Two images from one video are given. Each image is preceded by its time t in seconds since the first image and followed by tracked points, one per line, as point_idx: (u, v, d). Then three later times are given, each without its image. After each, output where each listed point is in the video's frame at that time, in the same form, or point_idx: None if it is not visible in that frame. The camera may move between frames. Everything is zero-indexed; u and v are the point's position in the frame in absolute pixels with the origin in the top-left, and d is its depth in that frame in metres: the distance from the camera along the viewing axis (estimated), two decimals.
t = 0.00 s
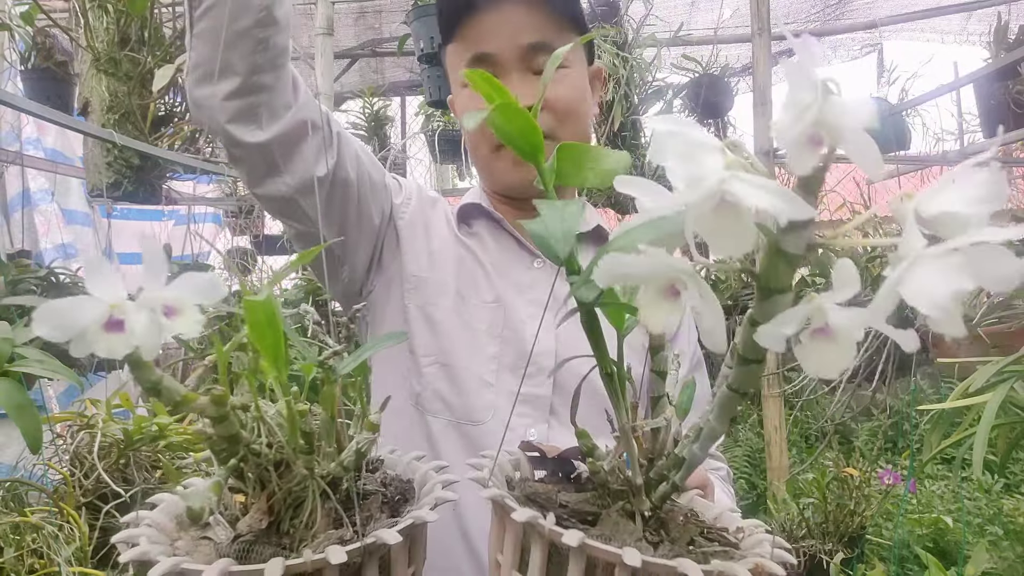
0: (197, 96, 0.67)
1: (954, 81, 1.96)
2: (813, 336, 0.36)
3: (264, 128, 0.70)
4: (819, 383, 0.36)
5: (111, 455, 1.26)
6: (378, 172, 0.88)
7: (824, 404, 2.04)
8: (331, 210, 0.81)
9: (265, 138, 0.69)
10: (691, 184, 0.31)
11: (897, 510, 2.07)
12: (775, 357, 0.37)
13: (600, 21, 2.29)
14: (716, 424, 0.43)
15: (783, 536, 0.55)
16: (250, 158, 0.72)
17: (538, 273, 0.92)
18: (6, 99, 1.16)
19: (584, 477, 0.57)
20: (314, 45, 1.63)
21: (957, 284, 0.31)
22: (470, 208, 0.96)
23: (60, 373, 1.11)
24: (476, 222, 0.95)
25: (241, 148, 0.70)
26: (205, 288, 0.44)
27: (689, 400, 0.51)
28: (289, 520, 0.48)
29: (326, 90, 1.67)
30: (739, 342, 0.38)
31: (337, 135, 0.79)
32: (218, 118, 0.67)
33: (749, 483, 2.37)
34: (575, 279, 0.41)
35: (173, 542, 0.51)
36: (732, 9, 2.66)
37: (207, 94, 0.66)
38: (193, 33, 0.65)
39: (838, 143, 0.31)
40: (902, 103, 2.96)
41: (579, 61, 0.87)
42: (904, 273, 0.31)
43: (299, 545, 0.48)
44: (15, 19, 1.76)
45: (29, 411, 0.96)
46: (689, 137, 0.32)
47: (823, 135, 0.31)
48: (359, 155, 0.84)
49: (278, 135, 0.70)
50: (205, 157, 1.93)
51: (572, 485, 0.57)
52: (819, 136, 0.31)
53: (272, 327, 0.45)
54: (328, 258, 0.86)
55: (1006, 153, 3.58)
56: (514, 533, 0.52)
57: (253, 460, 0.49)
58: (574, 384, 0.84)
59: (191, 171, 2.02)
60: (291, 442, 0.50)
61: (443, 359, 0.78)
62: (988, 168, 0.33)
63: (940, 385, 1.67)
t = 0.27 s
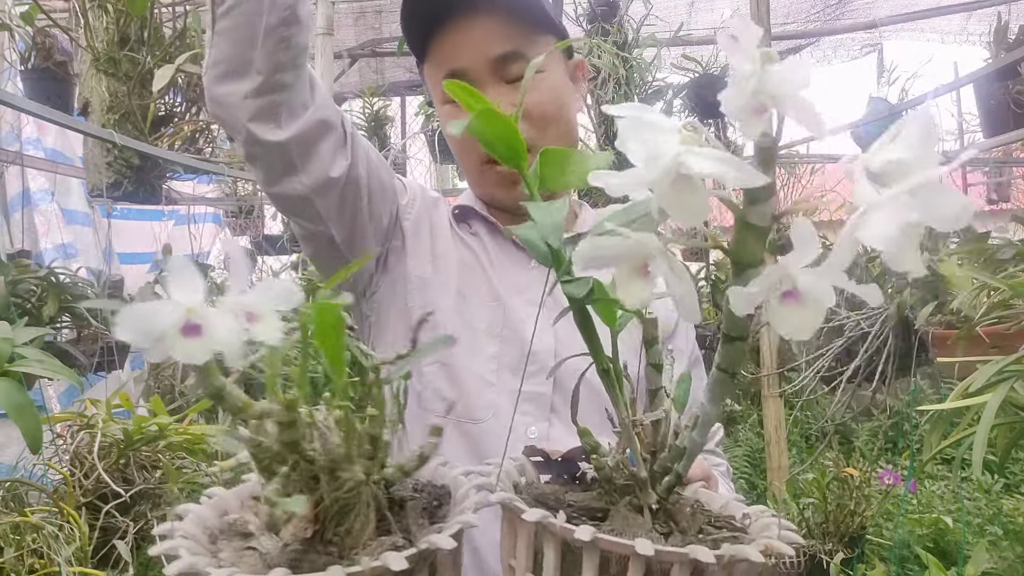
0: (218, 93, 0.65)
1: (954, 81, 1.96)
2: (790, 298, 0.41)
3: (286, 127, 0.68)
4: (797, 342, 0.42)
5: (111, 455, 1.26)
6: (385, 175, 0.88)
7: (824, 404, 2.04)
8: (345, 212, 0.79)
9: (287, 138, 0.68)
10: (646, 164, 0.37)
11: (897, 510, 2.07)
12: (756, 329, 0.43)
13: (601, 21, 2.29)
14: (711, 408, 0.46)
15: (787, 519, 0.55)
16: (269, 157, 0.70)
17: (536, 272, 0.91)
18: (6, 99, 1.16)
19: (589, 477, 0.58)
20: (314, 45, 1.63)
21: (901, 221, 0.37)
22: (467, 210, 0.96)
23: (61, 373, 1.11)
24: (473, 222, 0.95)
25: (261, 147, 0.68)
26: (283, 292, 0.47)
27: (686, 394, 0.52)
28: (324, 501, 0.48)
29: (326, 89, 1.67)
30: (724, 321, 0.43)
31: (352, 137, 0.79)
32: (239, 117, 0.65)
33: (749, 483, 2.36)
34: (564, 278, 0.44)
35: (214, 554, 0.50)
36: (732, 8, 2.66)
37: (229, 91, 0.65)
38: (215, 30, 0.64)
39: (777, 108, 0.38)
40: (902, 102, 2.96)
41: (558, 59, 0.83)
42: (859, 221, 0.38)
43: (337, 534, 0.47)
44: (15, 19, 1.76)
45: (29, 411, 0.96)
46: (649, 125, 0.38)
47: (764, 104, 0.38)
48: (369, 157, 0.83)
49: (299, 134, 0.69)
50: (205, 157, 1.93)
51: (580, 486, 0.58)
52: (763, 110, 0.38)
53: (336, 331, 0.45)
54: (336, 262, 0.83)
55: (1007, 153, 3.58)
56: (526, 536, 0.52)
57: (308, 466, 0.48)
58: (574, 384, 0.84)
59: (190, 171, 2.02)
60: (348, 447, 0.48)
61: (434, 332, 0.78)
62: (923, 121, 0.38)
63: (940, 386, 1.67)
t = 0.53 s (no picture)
0: (223, 97, 0.65)
1: (954, 81, 1.96)
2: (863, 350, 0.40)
3: (291, 131, 0.68)
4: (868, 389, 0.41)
5: (111, 455, 1.26)
6: (383, 176, 0.88)
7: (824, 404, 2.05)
8: (346, 214, 0.80)
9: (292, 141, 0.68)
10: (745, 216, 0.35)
11: (896, 510, 2.07)
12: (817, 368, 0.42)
13: (600, 21, 2.29)
14: (748, 428, 0.46)
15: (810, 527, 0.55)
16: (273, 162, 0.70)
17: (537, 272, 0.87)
18: (6, 99, 1.16)
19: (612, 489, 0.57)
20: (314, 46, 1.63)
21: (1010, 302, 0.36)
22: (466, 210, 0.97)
23: (60, 373, 1.11)
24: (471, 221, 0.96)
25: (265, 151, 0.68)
26: (382, 347, 0.39)
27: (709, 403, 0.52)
28: (363, 526, 0.42)
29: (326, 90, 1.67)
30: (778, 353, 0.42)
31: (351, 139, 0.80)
32: (244, 121, 0.65)
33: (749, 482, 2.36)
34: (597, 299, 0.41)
35: None
36: (731, 9, 2.66)
37: (234, 95, 0.64)
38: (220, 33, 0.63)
39: (879, 166, 0.36)
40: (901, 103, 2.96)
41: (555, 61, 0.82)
42: (953, 290, 0.37)
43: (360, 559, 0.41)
44: (15, 19, 1.76)
45: (29, 411, 0.96)
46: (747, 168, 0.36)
47: (866, 162, 0.36)
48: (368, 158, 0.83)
49: (303, 137, 0.70)
50: (205, 157, 1.92)
51: (603, 498, 0.56)
52: (859, 164, 0.36)
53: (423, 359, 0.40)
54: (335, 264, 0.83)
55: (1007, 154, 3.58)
56: (557, 556, 0.50)
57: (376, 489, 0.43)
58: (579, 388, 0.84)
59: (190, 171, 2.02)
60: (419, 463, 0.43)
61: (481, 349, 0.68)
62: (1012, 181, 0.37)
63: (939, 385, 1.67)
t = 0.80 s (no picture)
0: (225, 100, 0.65)
1: (954, 80, 1.96)
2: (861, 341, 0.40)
3: (292, 134, 0.69)
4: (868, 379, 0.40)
5: (110, 455, 1.26)
6: (386, 177, 0.87)
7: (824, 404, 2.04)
8: (348, 217, 0.79)
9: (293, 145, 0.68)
10: (746, 214, 0.35)
11: (896, 510, 2.07)
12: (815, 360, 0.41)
13: (600, 21, 2.29)
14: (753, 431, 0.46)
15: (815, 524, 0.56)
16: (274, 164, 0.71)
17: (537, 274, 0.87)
18: (5, 99, 1.16)
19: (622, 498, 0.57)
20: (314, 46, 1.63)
21: (996, 282, 0.35)
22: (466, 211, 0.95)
23: (60, 374, 1.11)
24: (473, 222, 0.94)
25: (265, 153, 0.69)
26: (460, 372, 0.41)
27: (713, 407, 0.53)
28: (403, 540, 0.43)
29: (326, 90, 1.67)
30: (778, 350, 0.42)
31: (354, 142, 0.79)
32: (246, 124, 0.66)
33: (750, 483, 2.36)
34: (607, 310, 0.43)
35: None
36: (731, 8, 2.66)
37: (236, 98, 0.65)
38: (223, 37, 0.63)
39: (871, 166, 0.36)
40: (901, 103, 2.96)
41: (554, 67, 0.82)
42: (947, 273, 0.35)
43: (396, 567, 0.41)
44: (15, 19, 1.76)
45: (29, 412, 0.96)
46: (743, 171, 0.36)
47: (860, 162, 0.36)
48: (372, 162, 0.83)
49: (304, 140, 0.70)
50: (205, 157, 1.92)
51: (612, 507, 0.57)
52: (853, 165, 0.36)
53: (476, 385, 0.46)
54: (336, 266, 0.83)
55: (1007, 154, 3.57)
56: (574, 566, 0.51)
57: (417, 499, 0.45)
58: (581, 389, 0.84)
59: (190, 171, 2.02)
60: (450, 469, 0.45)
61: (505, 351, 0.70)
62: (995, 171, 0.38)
63: (939, 385, 1.67)
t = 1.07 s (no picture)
0: (231, 101, 0.65)
1: (954, 80, 1.96)
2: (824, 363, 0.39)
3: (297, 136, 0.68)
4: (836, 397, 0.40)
5: (110, 455, 1.26)
6: (390, 177, 0.86)
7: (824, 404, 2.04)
8: (350, 218, 0.79)
9: (298, 147, 0.68)
10: (695, 244, 0.35)
11: (896, 510, 2.07)
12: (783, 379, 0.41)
13: (600, 21, 2.28)
14: (734, 442, 0.44)
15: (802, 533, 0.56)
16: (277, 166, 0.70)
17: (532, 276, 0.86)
18: (6, 99, 1.16)
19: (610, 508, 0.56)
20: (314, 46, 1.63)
21: (949, 306, 0.36)
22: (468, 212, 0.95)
23: (60, 374, 1.11)
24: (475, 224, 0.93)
25: (269, 154, 0.68)
26: (475, 384, 0.41)
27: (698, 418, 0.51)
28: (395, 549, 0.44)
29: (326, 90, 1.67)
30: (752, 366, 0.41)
31: (359, 143, 0.78)
32: (251, 126, 0.65)
33: (749, 483, 2.36)
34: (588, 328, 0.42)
35: None
36: (732, 8, 2.66)
37: (242, 99, 0.65)
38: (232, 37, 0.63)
39: (824, 193, 0.37)
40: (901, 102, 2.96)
41: (560, 68, 0.83)
42: (902, 300, 0.35)
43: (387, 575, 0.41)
44: (15, 19, 1.76)
45: (29, 412, 0.96)
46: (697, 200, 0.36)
47: (813, 188, 0.37)
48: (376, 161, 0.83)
49: (307, 143, 0.69)
50: (205, 157, 1.92)
51: (600, 517, 0.56)
52: (807, 193, 0.37)
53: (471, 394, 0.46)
54: (336, 265, 0.83)
55: (1007, 154, 3.58)
56: None
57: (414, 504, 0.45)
58: (574, 392, 0.85)
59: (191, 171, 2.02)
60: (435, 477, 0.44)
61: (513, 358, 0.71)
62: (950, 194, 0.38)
63: (940, 385, 1.66)
